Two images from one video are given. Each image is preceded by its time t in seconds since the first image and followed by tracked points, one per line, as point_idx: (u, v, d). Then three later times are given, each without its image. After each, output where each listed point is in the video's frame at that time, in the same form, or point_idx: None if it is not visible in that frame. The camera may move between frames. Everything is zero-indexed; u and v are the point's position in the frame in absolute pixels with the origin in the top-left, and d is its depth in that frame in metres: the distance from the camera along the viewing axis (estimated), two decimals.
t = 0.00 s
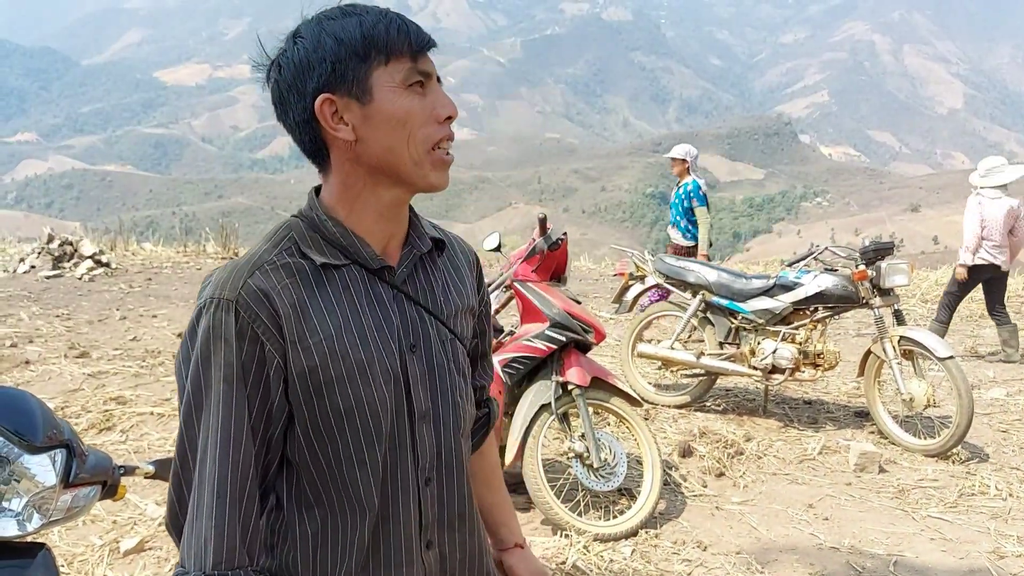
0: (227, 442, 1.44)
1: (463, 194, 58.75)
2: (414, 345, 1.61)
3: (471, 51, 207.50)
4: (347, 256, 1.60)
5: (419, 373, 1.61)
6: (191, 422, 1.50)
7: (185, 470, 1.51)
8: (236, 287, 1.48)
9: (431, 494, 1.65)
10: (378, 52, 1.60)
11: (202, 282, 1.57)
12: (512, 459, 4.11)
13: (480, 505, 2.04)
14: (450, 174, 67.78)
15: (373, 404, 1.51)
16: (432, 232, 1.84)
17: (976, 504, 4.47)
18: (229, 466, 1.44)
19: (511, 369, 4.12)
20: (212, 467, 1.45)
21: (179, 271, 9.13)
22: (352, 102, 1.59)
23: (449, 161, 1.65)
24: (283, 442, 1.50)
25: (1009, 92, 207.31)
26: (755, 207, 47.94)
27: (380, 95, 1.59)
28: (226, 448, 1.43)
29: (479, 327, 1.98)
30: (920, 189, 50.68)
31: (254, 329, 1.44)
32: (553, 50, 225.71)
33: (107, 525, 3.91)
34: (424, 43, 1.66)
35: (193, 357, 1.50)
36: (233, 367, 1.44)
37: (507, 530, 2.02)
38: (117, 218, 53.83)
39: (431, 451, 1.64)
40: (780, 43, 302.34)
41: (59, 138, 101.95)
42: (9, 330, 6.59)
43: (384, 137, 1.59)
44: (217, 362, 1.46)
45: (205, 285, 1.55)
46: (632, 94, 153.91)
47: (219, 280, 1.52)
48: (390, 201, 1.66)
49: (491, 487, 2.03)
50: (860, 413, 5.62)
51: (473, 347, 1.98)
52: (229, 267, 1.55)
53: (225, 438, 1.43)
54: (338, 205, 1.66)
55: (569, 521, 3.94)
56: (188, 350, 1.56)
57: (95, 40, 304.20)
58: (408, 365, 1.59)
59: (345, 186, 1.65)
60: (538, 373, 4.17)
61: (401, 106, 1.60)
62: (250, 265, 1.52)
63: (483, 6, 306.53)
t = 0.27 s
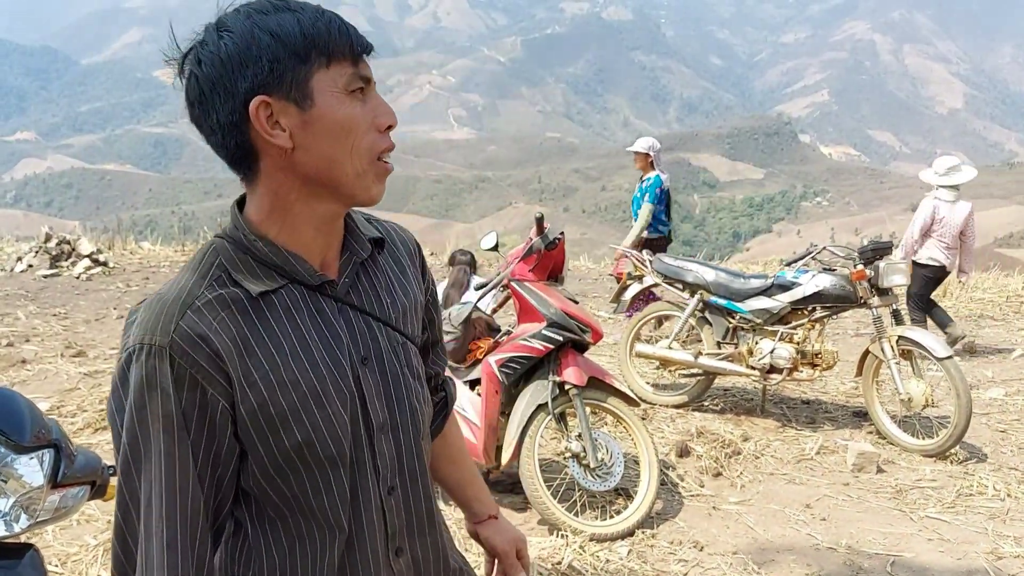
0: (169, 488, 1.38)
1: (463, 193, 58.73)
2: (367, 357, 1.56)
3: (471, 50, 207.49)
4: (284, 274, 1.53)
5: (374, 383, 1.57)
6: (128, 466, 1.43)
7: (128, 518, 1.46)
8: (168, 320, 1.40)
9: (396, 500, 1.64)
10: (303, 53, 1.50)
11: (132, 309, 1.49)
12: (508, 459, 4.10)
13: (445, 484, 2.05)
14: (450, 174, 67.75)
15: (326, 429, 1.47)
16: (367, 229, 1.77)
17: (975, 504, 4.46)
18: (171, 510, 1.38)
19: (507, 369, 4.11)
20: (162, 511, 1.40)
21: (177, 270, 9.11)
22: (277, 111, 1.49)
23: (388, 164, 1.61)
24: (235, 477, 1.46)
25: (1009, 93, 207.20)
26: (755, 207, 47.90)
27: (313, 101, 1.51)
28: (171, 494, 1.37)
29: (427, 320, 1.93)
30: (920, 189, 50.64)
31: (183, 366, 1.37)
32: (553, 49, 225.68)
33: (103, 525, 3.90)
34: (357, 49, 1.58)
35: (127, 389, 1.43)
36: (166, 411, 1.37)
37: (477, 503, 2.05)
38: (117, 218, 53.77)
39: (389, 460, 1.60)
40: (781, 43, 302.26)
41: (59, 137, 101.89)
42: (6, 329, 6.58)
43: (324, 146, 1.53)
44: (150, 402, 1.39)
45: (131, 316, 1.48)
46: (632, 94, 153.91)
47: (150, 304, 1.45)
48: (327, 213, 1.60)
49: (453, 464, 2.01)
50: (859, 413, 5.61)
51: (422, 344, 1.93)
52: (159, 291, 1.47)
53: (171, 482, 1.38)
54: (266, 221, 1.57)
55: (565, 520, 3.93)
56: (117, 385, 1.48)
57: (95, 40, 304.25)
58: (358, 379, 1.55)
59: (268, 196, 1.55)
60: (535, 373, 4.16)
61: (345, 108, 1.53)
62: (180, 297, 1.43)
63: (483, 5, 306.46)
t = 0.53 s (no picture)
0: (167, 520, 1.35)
1: (464, 194, 58.76)
2: (345, 364, 1.58)
3: (471, 51, 207.46)
4: (267, 286, 1.52)
5: (354, 389, 1.59)
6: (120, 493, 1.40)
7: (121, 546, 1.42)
8: (160, 340, 1.37)
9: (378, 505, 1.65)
10: (293, 62, 1.48)
11: (116, 323, 1.45)
12: (508, 459, 4.10)
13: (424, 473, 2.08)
14: (450, 174, 67.74)
15: (319, 445, 1.47)
16: (329, 245, 1.79)
17: (975, 505, 4.47)
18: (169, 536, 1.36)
19: (508, 370, 4.11)
20: (160, 536, 1.38)
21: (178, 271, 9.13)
22: (265, 117, 1.44)
23: (366, 169, 1.60)
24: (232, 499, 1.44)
25: (1009, 94, 207.15)
26: (755, 207, 47.84)
27: (304, 109, 1.49)
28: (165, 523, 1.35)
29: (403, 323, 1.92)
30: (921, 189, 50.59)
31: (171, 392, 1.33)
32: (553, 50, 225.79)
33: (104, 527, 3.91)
34: (335, 61, 1.56)
35: (113, 410, 1.40)
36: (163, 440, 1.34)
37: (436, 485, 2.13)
38: (118, 218, 53.77)
39: (374, 465, 1.62)
40: (781, 44, 302.26)
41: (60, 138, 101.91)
42: (8, 330, 6.59)
43: (313, 159, 1.52)
44: (143, 433, 1.36)
45: (120, 335, 1.44)
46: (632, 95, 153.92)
47: (133, 324, 1.41)
48: (308, 222, 1.59)
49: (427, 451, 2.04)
50: (860, 414, 5.61)
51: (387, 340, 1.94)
52: (144, 304, 1.44)
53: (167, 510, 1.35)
54: (245, 233, 1.54)
55: (567, 522, 3.93)
56: (103, 409, 1.45)
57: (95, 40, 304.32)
58: (344, 391, 1.54)
59: (245, 200, 1.51)
60: (536, 374, 4.16)
61: (333, 119, 1.52)
62: (167, 321, 1.39)
63: (484, 6, 306.49)
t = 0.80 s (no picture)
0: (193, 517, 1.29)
1: (464, 194, 58.79)
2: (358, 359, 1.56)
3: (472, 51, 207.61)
4: (284, 278, 1.48)
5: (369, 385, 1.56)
6: (136, 487, 1.34)
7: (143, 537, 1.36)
8: (186, 331, 1.32)
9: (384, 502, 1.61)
10: (322, 57, 1.47)
11: (135, 311, 1.40)
12: (509, 459, 4.11)
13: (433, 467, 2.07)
14: (451, 175, 67.77)
15: (343, 438, 1.44)
16: (335, 242, 1.77)
17: (977, 505, 4.46)
18: (198, 532, 1.30)
19: (509, 370, 4.12)
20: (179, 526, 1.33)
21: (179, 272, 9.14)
22: (295, 109, 1.42)
23: (376, 168, 1.60)
24: (257, 492, 1.39)
25: (1009, 94, 207.07)
26: (756, 207, 47.80)
27: (330, 98, 1.48)
28: (191, 515, 1.29)
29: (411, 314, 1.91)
30: (922, 189, 50.50)
31: (201, 380, 1.28)
32: (553, 51, 225.94)
33: (106, 526, 3.91)
34: (350, 55, 1.53)
35: (130, 400, 1.34)
36: (195, 429, 1.28)
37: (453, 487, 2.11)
38: (119, 218, 53.84)
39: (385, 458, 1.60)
40: (782, 44, 302.35)
41: (61, 138, 101.97)
42: (9, 332, 6.60)
43: (336, 155, 1.50)
44: (169, 426, 1.30)
45: (138, 323, 1.38)
46: (633, 95, 153.94)
47: (150, 316, 1.36)
48: (324, 218, 1.57)
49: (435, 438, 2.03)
50: (861, 413, 5.61)
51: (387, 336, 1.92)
52: (159, 294, 1.39)
53: (194, 509, 1.30)
54: (262, 225, 1.49)
55: (568, 522, 3.93)
56: (120, 399, 1.39)
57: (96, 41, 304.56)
58: (358, 387, 1.51)
59: (264, 194, 1.48)
60: (538, 374, 4.16)
61: (353, 119, 1.52)
62: (193, 309, 1.34)
63: (484, 6, 306.57)
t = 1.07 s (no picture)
0: (238, 500, 1.30)
1: (464, 195, 58.80)
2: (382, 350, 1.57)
3: (471, 53, 207.76)
4: (312, 267, 1.51)
5: (392, 375, 1.58)
6: (180, 472, 1.34)
7: (189, 520, 1.37)
8: (232, 312, 1.32)
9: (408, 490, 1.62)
10: (353, 55, 1.51)
11: (175, 300, 1.41)
12: (508, 458, 4.13)
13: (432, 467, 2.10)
14: (450, 176, 67.73)
15: (379, 421, 1.45)
16: (351, 239, 1.79)
17: (975, 504, 4.47)
18: (242, 515, 1.30)
19: (508, 370, 4.14)
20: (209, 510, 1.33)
21: (179, 272, 9.15)
22: (327, 104, 1.46)
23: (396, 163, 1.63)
24: (298, 479, 1.40)
25: (1008, 94, 207.22)
26: (754, 208, 47.82)
27: (358, 91, 1.51)
28: (236, 495, 1.30)
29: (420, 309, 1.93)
30: (920, 189, 50.49)
31: (246, 356, 1.28)
32: (552, 51, 225.96)
33: (107, 527, 3.93)
34: (374, 56, 1.56)
35: (171, 387, 1.35)
36: (242, 407, 1.28)
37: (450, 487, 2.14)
38: (119, 220, 53.90)
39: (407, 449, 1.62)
40: (781, 44, 303.00)
41: (61, 140, 102.04)
42: (10, 332, 6.62)
43: (363, 150, 1.53)
44: (212, 404, 1.30)
45: (179, 310, 1.39)
46: (631, 96, 153.93)
47: (190, 301, 1.37)
48: (348, 211, 1.60)
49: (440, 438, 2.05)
50: (859, 413, 5.63)
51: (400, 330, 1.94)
52: (196, 282, 1.40)
53: (240, 487, 1.29)
54: (293, 214, 1.51)
55: (568, 520, 3.96)
56: (160, 379, 1.40)
57: (95, 43, 304.53)
58: (386, 373, 1.53)
59: (290, 188, 1.50)
60: (538, 373, 4.18)
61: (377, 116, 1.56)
62: (234, 294, 1.35)
63: (483, 7, 306.60)
